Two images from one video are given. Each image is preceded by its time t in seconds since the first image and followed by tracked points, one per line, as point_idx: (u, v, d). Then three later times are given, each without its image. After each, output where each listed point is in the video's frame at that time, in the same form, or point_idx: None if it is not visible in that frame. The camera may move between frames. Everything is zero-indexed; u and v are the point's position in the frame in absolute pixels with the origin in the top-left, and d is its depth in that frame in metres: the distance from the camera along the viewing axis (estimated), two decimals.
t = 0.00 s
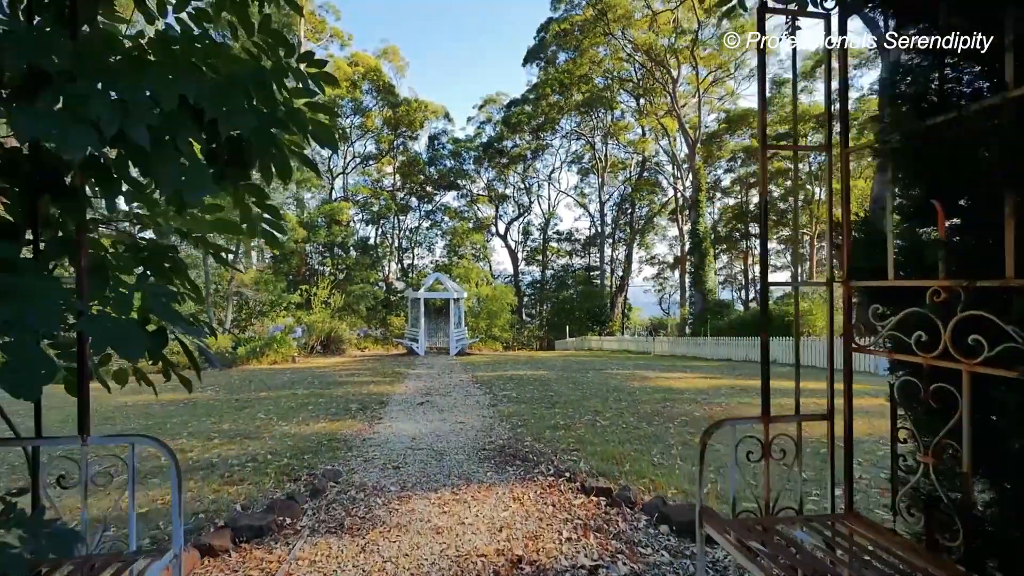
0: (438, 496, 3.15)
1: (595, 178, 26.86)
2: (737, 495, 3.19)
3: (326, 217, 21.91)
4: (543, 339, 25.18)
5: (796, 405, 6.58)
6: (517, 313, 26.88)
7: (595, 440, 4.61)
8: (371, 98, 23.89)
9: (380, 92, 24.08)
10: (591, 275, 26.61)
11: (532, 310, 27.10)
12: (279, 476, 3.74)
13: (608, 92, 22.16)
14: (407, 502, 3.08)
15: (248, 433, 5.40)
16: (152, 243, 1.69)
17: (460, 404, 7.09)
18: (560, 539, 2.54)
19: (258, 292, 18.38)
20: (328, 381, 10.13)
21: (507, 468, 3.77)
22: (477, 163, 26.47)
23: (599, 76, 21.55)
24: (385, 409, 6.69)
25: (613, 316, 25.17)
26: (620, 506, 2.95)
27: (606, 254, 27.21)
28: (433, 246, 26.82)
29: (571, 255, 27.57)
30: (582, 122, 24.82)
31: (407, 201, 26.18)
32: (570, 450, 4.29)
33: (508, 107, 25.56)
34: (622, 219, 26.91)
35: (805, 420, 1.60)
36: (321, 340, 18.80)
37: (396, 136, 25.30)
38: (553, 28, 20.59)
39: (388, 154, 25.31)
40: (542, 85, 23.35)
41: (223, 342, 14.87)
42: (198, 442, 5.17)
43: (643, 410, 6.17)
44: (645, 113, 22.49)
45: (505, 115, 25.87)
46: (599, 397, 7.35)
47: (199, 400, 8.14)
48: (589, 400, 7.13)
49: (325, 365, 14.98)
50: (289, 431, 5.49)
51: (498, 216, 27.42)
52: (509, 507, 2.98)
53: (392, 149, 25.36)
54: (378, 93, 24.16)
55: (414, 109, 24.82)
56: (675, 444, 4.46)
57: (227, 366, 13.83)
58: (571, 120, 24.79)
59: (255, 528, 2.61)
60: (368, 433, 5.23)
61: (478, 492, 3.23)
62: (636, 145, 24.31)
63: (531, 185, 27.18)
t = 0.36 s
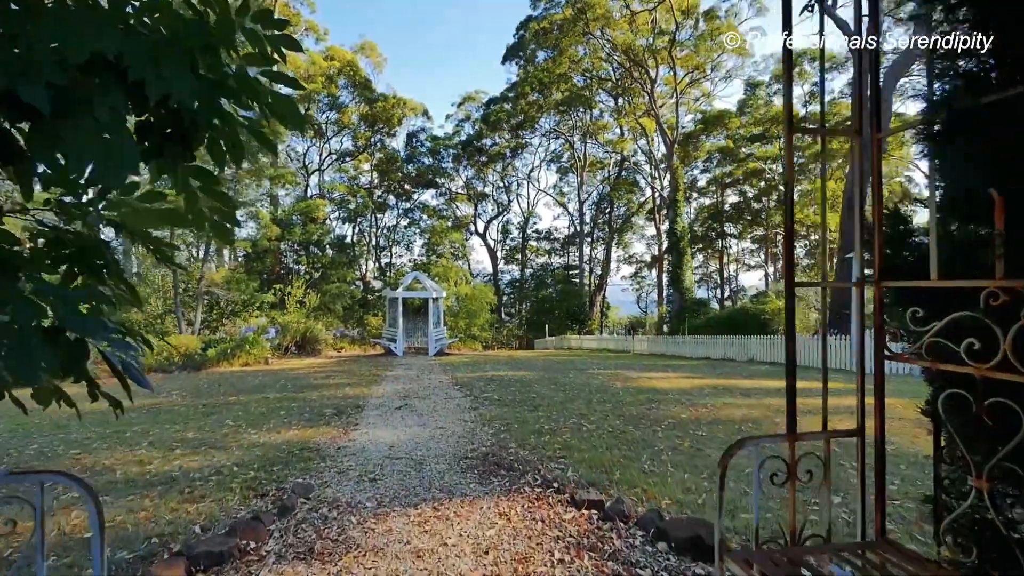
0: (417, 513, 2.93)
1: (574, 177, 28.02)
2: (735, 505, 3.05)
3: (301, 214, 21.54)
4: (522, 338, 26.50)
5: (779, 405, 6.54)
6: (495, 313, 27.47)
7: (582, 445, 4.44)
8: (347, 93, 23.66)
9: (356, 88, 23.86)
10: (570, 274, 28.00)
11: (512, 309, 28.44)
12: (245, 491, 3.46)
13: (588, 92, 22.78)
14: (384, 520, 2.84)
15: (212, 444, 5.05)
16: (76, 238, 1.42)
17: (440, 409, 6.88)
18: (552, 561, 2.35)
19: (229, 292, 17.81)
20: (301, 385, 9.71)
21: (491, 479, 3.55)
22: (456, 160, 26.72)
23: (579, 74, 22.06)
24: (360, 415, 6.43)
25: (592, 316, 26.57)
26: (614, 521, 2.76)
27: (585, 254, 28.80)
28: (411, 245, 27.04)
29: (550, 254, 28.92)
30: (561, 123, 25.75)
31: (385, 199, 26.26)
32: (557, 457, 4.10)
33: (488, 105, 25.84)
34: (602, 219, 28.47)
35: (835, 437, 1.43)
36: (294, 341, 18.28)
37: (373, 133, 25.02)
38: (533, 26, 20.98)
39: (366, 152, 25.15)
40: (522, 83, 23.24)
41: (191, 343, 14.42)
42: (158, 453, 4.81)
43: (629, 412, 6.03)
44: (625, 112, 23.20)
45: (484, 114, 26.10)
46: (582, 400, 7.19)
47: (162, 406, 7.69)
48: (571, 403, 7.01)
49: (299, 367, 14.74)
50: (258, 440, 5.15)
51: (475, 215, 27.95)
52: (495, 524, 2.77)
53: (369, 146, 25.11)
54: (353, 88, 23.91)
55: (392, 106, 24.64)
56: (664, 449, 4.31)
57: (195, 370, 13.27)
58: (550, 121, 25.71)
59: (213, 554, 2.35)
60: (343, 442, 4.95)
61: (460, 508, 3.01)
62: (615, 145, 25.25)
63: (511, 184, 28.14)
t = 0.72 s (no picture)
0: (395, 540, 2.71)
1: (552, 178, 29.23)
2: (730, 523, 2.93)
3: (274, 213, 21.12)
4: (500, 338, 27.74)
5: (763, 409, 6.49)
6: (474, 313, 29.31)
7: (567, 456, 4.29)
8: (321, 90, 23.28)
9: (331, 85, 23.43)
10: (547, 275, 29.36)
11: (490, 310, 29.77)
12: (206, 518, 3.17)
13: (565, 92, 23.04)
14: (360, 549, 2.62)
15: (173, 462, 4.70)
16: None
17: (417, 416, 6.69)
18: None
19: (200, 295, 16.77)
20: (273, 392, 9.34)
21: (474, 498, 3.35)
22: (434, 160, 27.43)
23: (557, 74, 22.10)
24: (334, 424, 6.18)
25: (569, 316, 28.04)
26: (608, 545, 2.59)
27: (562, 254, 30.48)
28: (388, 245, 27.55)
29: (528, 254, 30.66)
30: (539, 124, 26.20)
31: (362, 199, 26.28)
32: (542, 469, 3.93)
33: (467, 104, 25.87)
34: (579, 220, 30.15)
35: (868, 473, 1.27)
36: (267, 344, 17.77)
37: (349, 131, 24.92)
38: (511, 26, 20.97)
39: (342, 150, 25.15)
40: (501, 83, 23.02)
41: (155, 347, 13.45)
42: (114, 472, 4.45)
43: (614, 419, 5.90)
44: (601, 114, 23.69)
45: (462, 113, 26.19)
46: (565, 405, 7.06)
47: (123, 417, 7.26)
48: (551, 407, 6.94)
49: (272, 370, 14.53)
50: (223, 456, 4.81)
51: (454, 215, 28.98)
52: (481, 551, 2.58)
53: (345, 145, 25.09)
54: (328, 85, 23.52)
55: (368, 103, 24.27)
56: (653, 460, 4.18)
57: (161, 376, 12.70)
58: (528, 121, 26.14)
59: None
60: (314, 456, 4.68)
61: (442, 533, 2.80)
62: (593, 146, 25.63)
63: (489, 184, 29.21)
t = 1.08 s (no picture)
0: (376, 566, 2.52)
1: (530, 176, 29.33)
2: (728, 536, 2.82)
3: (246, 211, 20.55)
4: (479, 338, 27.96)
5: (748, 410, 6.43)
6: (452, 312, 29.34)
7: (554, 464, 4.15)
8: (295, 85, 22.72)
9: (305, 80, 22.81)
10: (526, 274, 29.72)
11: (468, 309, 30.09)
12: (169, 542, 2.93)
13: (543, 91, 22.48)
14: None
15: (135, 477, 4.39)
16: None
17: (397, 422, 6.48)
18: None
19: (167, 295, 16.02)
20: (245, 397, 8.96)
21: (461, 515, 3.16)
22: (411, 159, 27.48)
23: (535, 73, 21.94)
24: (310, 431, 5.92)
25: (548, 315, 28.45)
26: (602, 565, 2.45)
27: (541, 252, 30.92)
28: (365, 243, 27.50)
29: (507, 253, 31.20)
30: (517, 122, 26.12)
31: (338, 196, 26.00)
32: (530, 480, 3.77)
33: (445, 102, 25.58)
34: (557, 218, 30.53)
35: (916, 507, 1.14)
36: (240, 345, 17.29)
37: (325, 128, 24.48)
38: (489, 23, 20.77)
39: (317, 147, 24.73)
40: (479, 81, 22.72)
41: (120, 350, 12.92)
42: (68, 490, 4.11)
43: (600, 423, 5.76)
44: (579, 113, 23.76)
45: (440, 110, 25.95)
46: (549, 409, 6.90)
47: (83, 426, 6.86)
48: (534, 410, 6.82)
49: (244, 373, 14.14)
50: (190, 469, 4.53)
51: (432, 213, 29.16)
52: None
53: (320, 142, 24.68)
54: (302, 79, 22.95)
55: (344, 99, 23.67)
56: (643, 468, 4.05)
57: (126, 381, 12.08)
58: (506, 120, 26.06)
59: None
60: (288, 468, 4.45)
61: (426, 556, 2.62)
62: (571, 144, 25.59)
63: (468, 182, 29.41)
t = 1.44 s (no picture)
0: None
1: (508, 177, 29.34)
2: (729, 560, 2.69)
3: (216, 210, 19.83)
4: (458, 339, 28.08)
5: (732, 417, 6.36)
6: (429, 313, 29.19)
7: (541, 481, 3.97)
8: (267, 80, 22.03)
9: (279, 76, 22.17)
10: (504, 275, 30.05)
11: (445, 310, 30.43)
12: None
13: (521, 92, 22.56)
14: None
15: (86, 503, 4.00)
16: None
17: (374, 433, 6.22)
18: None
19: (131, 298, 15.01)
20: (213, 407, 8.55)
21: (445, 542, 2.96)
22: (387, 159, 27.43)
23: (513, 74, 21.80)
24: (282, 446, 5.61)
25: (525, 316, 28.65)
26: None
27: (518, 253, 31.47)
28: (339, 244, 27.48)
29: (484, 254, 31.74)
30: (495, 123, 25.92)
31: (311, 196, 26.04)
32: (517, 500, 3.58)
33: (422, 101, 25.17)
34: (535, 219, 30.91)
35: (990, 572, 1.37)
36: (208, 350, 16.67)
37: (298, 126, 23.97)
38: (467, 23, 20.55)
39: (290, 145, 24.26)
40: (456, 81, 22.54)
41: (81, 356, 12.05)
42: (10, 519, 3.72)
43: (585, 432, 5.60)
44: (557, 115, 23.70)
45: (417, 110, 25.66)
46: (532, 417, 6.72)
47: (32, 442, 6.36)
48: (515, 419, 6.66)
49: (211, 379, 13.65)
50: (150, 491, 4.19)
51: (409, 213, 29.38)
52: None
53: (293, 140, 24.22)
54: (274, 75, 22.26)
55: (318, 97, 23.09)
56: (634, 484, 3.91)
57: (84, 390, 11.40)
58: (484, 120, 25.82)
59: None
60: (257, 487, 4.17)
61: None
62: (548, 145, 25.43)
63: (445, 182, 29.55)
